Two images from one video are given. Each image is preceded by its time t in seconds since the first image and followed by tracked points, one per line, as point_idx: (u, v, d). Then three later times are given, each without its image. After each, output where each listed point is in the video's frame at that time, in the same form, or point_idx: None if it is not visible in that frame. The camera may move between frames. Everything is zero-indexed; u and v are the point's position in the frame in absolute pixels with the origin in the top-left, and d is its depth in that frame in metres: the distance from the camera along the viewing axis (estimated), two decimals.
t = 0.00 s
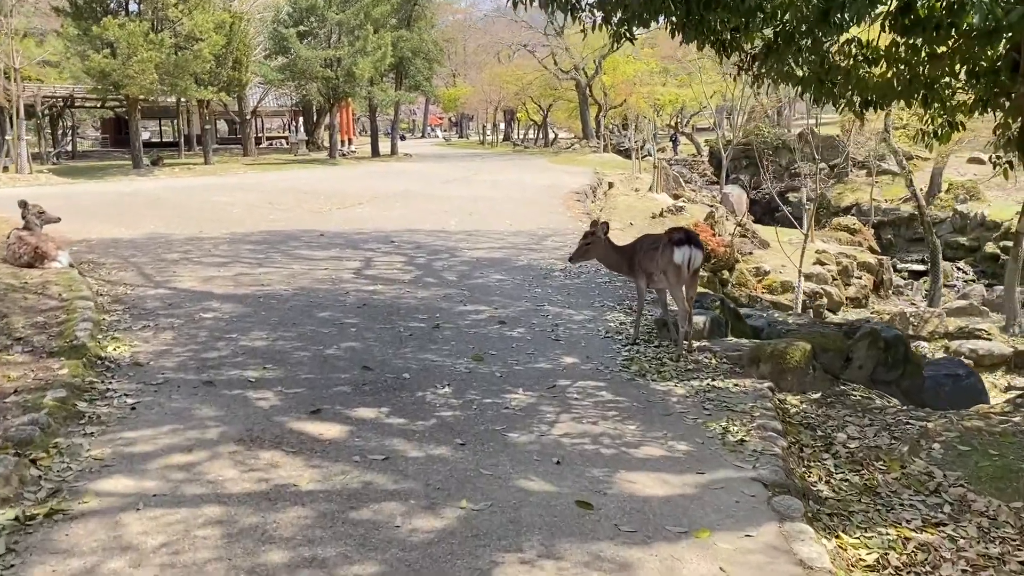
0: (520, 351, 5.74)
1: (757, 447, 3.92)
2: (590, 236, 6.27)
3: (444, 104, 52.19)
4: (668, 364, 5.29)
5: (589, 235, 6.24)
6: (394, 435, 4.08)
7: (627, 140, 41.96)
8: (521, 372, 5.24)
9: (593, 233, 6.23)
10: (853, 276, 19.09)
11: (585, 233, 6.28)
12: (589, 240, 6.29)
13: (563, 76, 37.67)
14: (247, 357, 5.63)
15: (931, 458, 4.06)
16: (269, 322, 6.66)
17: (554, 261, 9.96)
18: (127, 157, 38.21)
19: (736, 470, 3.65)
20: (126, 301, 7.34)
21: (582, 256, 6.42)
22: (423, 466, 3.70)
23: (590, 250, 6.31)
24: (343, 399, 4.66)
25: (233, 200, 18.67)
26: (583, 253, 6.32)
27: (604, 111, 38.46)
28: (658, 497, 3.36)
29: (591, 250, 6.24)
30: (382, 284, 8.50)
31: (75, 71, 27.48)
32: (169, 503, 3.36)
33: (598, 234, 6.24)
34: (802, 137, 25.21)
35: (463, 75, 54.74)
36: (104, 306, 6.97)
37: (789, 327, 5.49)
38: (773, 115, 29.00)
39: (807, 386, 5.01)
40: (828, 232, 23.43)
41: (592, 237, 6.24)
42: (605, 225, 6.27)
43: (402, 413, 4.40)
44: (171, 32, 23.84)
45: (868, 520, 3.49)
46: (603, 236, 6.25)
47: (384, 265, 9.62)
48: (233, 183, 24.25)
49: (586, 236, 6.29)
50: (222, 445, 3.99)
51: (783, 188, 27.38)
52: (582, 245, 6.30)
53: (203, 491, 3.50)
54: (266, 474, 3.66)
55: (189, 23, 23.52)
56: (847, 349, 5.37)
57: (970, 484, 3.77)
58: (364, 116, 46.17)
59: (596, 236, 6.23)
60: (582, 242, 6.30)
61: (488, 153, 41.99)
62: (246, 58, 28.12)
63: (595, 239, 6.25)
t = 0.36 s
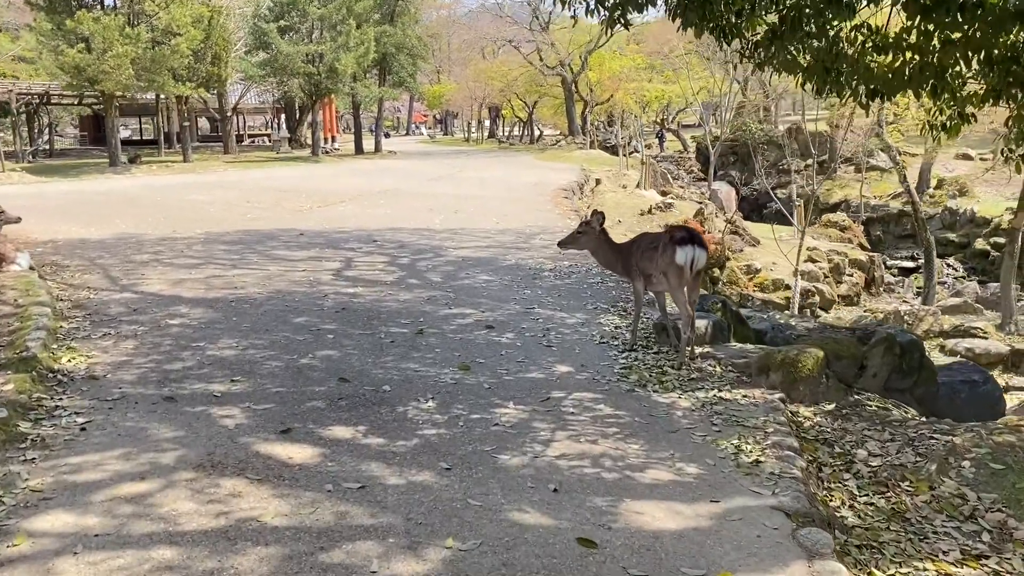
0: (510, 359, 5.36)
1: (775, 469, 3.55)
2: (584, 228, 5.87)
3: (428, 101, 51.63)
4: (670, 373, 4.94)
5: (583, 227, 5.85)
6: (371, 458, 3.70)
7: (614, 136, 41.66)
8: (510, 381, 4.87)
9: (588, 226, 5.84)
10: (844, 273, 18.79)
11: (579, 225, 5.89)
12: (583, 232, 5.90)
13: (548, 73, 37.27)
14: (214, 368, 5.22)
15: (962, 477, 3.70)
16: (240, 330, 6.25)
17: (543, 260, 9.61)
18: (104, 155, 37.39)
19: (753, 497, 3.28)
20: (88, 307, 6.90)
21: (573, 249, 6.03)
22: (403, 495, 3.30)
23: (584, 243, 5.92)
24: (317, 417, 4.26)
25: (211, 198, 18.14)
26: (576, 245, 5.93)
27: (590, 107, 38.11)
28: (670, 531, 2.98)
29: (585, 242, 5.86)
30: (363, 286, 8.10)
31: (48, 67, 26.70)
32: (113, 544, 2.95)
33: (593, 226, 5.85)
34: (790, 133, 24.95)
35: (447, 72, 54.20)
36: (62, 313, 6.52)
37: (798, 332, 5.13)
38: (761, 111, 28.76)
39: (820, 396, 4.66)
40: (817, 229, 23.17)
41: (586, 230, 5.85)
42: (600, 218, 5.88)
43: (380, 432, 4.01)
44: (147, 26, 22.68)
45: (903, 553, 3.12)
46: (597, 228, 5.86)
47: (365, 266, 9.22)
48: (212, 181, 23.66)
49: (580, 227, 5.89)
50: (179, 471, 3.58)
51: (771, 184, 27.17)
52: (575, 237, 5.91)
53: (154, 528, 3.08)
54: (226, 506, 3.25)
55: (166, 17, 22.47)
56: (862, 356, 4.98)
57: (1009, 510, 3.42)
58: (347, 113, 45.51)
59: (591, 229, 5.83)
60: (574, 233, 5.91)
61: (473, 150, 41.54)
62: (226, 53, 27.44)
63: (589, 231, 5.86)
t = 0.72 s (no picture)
0: (502, 365, 5.02)
1: (798, 487, 3.22)
2: (579, 224, 5.52)
3: (412, 100, 51.10)
4: (674, 380, 4.61)
5: (578, 223, 5.50)
6: (350, 479, 3.34)
7: (599, 135, 41.41)
8: (503, 389, 4.53)
9: (583, 221, 5.49)
10: (835, 272, 18.52)
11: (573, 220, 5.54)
12: (578, 228, 5.55)
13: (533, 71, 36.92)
14: (181, 377, 4.84)
15: (999, 495, 3.40)
16: (212, 334, 5.86)
17: (533, 259, 9.28)
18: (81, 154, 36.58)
19: (779, 521, 2.95)
20: (50, 310, 6.48)
21: (567, 245, 5.68)
22: (386, 523, 2.94)
23: (578, 239, 5.56)
24: (293, 432, 3.91)
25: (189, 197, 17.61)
26: (570, 242, 5.58)
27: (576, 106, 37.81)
28: (689, 563, 2.64)
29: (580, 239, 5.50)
30: (344, 287, 7.74)
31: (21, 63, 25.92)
32: None
33: (589, 221, 5.50)
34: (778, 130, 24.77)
35: (431, 70, 53.76)
36: (21, 317, 6.11)
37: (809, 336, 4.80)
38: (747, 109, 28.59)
39: (836, 405, 4.34)
40: (806, 228, 22.97)
41: (581, 226, 5.50)
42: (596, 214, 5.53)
43: (362, 449, 3.66)
44: (124, 21, 21.62)
45: None
46: (593, 224, 5.51)
47: (347, 266, 8.85)
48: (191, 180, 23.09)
49: (575, 223, 5.54)
50: (134, 496, 3.20)
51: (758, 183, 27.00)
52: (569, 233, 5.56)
53: (100, 566, 2.69)
54: (185, 537, 2.87)
55: (144, 12, 21.36)
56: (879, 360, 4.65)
57: None
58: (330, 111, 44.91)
59: (587, 224, 5.48)
60: (568, 229, 5.56)
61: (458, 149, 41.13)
62: (206, 49, 26.74)
63: (585, 227, 5.50)
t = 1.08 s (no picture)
0: (494, 370, 4.70)
1: (825, 506, 2.91)
2: (575, 220, 5.22)
3: (395, 101, 50.62)
4: (678, 386, 4.31)
5: (574, 219, 5.20)
6: (327, 500, 3.01)
7: (584, 135, 41.19)
8: (495, 397, 4.21)
9: (579, 217, 5.19)
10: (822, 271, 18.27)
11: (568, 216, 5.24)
12: (574, 225, 5.25)
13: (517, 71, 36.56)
14: (145, 384, 4.47)
15: None
16: (182, 339, 5.50)
17: (521, 258, 8.97)
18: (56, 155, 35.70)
19: (808, 545, 2.65)
20: (10, 313, 6.08)
21: (561, 243, 5.38)
22: (367, 553, 2.61)
23: (574, 236, 5.27)
24: (266, 447, 3.56)
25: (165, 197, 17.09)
26: (564, 239, 5.28)
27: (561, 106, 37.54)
28: None
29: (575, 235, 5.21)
30: (324, 288, 7.39)
31: None
32: None
33: (585, 217, 5.20)
34: (764, 130, 24.63)
35: (414, 71, 53.28)
36: None
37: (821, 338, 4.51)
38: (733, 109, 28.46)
39: (853, 411, 4.03)
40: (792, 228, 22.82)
41: (577, 222, 5.20)
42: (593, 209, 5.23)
43: (343, 466, 3.32)
44: (99, 18, 20.85)
45: None
46: (589, 221, 5.21)
47: (328, 266, 8.50)
48: (168, 180, 22.48)
49: (570, 219, 5.24)
50: (82, 522, 2.84)
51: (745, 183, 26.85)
52: (564, 230, 5.27)
53: None
54: (137, 572, 2.51)
55: (120, 8, 20.48)
56: (896, 364, 4.33)
57: None
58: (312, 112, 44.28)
59: (582, 221, 5.19)
60: (563, 226, 5.26)
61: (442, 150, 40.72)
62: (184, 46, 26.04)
63: (581, 223, 5.20)
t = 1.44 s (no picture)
0: (478, 377, 4.44)
1: (842, 527, 2.66)
2: (564, 218, 4.96)
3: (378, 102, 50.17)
4: (674, 393, 4.07)
5: (562, 217, 4.94)
6: (296, 525, 2.73)
7: (568, 136, 41.01)
8: (480, 406, 3.94)
9: (567, 214, 4.94)
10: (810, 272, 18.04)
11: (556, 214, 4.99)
12: (562, 222, 4.99)
13: (501, 71, 36.23)
14: (102, 393, 4.15)
15: None
16: (146, 343, 5.18)
17: (506, 259, 8.71)
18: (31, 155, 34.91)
19: (826, 572, 2.40)
20: None
21: (548, 241, 5.12)
22: None
23: (562, 235, 5.01)
24: (230, 464, 3.27)
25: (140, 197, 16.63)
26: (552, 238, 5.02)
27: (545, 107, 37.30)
28: None
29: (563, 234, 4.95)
30: (300, 290, 7.09)
31: None
32: None
33: (574, 215, 4.94)
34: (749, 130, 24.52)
35: (397, 71, 52.86)
36: None
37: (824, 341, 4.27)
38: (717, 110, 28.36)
39: (860, 419, 3.79)
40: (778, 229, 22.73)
41: (566, 220, 4.94)
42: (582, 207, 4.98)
43: (313, 486, 3.04)
44: (74, 15, 20.26)
45: None
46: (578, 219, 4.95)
47: (305, 267, 8.20)
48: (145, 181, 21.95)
49: (558, 216, 4.98)
50: (18, 553, 2.53)
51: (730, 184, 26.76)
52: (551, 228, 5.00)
53: None
54: None
55: (95, 5, 19.81)
56: (903, 368, 4.09)
57: None
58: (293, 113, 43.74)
59: (571, 218, 4.92)
60: (551, 224, 5.00)
61: (425, 151, 40.35)
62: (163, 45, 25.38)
63: (569, 221, 4.95)
